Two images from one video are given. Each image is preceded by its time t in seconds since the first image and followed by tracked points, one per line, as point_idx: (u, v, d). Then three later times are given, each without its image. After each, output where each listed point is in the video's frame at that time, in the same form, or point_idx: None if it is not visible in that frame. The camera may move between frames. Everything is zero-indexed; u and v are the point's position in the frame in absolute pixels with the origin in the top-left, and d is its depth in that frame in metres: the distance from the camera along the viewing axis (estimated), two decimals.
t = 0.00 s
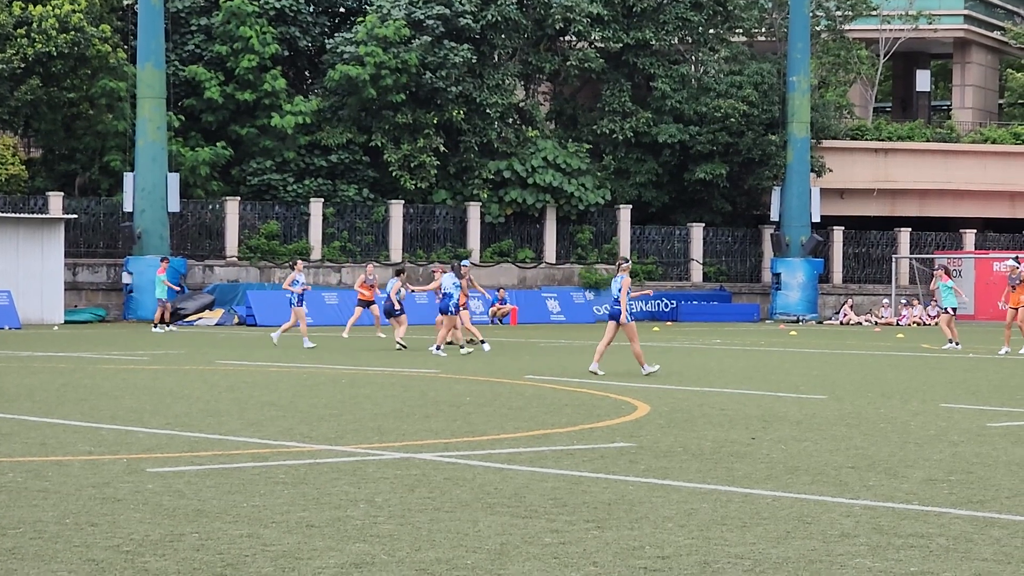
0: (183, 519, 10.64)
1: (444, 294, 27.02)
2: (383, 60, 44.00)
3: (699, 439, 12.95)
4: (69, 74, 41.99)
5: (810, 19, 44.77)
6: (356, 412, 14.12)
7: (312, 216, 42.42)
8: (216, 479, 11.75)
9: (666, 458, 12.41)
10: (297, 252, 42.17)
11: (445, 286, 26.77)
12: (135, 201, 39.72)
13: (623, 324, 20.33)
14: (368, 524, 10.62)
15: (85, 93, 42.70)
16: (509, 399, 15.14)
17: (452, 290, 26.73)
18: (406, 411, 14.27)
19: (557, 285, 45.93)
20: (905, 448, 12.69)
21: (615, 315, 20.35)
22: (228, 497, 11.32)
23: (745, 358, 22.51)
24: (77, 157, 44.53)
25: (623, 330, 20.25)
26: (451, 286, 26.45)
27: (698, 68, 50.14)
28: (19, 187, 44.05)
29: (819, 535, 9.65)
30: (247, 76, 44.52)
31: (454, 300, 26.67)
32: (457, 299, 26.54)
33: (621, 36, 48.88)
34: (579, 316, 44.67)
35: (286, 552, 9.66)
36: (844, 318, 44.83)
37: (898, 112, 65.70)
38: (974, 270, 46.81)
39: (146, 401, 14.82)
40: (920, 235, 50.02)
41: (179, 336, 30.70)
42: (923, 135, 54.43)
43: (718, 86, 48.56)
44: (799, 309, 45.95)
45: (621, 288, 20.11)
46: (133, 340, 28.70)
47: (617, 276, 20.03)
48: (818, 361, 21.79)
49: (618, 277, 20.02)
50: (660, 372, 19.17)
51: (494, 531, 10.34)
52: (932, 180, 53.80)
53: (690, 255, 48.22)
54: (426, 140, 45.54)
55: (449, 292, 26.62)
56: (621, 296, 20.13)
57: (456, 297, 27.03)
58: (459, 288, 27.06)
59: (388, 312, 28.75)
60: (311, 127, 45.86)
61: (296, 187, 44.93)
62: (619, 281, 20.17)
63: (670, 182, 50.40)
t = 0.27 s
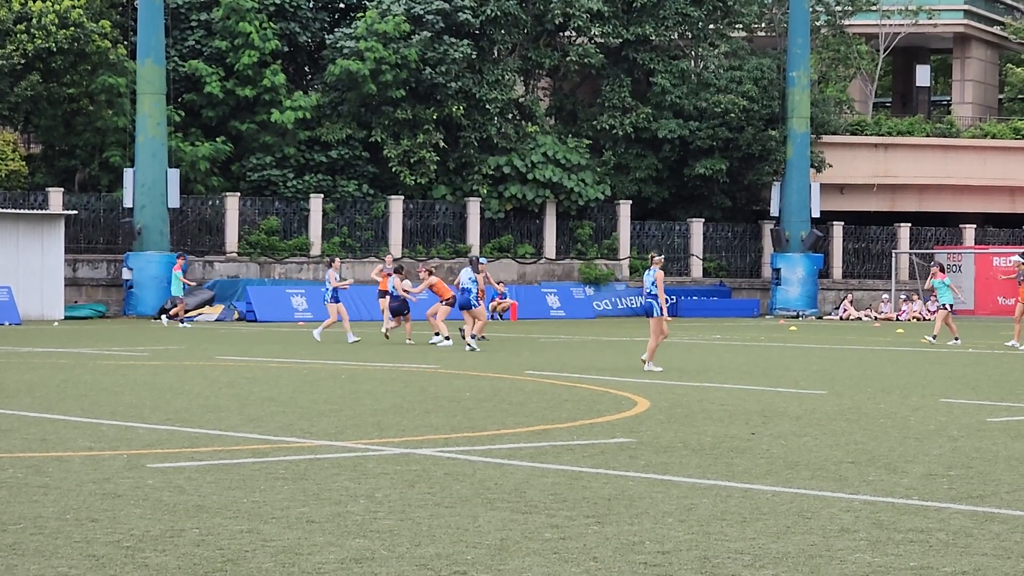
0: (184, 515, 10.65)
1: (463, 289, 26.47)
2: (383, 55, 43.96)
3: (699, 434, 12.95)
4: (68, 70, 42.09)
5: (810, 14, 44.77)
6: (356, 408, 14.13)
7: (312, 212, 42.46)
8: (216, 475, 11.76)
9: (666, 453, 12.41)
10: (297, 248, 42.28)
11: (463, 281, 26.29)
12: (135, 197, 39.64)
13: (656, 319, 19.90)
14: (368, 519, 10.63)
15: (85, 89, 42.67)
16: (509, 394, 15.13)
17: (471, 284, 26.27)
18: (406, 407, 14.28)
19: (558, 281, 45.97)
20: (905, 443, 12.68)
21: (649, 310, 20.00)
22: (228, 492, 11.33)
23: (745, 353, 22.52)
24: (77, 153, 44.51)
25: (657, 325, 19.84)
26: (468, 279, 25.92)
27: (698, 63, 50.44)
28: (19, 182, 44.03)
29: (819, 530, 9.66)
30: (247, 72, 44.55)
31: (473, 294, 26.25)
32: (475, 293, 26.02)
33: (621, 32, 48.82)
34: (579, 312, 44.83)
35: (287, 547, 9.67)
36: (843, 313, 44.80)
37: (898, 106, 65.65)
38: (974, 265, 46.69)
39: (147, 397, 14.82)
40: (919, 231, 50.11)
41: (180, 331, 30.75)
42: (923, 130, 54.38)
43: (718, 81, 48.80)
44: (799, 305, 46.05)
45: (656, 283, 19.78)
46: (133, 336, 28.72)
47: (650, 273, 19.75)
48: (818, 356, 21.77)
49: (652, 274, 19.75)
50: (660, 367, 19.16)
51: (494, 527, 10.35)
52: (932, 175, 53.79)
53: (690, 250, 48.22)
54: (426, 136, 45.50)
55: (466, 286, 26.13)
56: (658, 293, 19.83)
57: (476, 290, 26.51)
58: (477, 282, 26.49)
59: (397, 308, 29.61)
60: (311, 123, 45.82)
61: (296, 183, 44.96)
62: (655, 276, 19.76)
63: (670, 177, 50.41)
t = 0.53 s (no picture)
0: (185, 511, 10.66)
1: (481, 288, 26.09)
2: (384, 51, 43.94)
3: (700, 430, 12.94)
4: (70, 66, 42.04)
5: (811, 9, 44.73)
6: (357, 404, 14.14)
7: (313, 208, 42.52)
8: (217, 471, 11.77)
9: (667, 449, 12.40)
10: (298, 244, 42.35)
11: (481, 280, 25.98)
12: (136, 193, 39.62)
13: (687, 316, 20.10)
14: (369, 515, 10.64)
15: (86, 85, 42.66)
16: (510, 390, 15.12)
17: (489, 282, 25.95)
18: (407, 403, 14.29)
19: (559, 277, 45.94)
20: (906, 439, 12.68)
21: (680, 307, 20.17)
22: (230, 488, 11.34)
23: (747, 349, 22.52)
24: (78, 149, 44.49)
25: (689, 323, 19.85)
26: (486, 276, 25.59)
27: (699, 58, 50.17)
28: (20, 179, 44.01)
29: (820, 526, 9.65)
30: (248, 68, 44.53)
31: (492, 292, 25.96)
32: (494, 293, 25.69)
33: (622, 27, 48.79)
34: (579, 308, 44.39)
35: (288, 543, 9.68)
36: (845, 309, 44.83)
37: (899, 102, 65.57)
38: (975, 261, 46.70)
39: (147, 393, 14.82)
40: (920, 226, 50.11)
41: (180, 327, 30.75)
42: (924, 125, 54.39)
43: (718, 77, 48.47)
44: (800, 301, 46.06)
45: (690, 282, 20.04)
46: (134, 332, 28.75)
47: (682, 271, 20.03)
48: (819, 352, 21.74)
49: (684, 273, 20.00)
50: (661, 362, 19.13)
51: (495, 523, 10.35)
52: (933, 171, 53.75)
53: (691, 246, 48.15)
54: (427, 132, 45.48)
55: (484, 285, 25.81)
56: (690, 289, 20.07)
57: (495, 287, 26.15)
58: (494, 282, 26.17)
59: (381, 303, 29.26)
60: (312, 119, 45.79)
61: (297, 179, 44.90)
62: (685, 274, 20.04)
63: (670, 173, 50.38)
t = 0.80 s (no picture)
0: (188, 508, 10.67)
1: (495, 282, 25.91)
2: (386, 47, 43.89)
3: (703, 426, 12.93)
4: (72, 63, 41.88)
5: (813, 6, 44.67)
6: (359, 400, 14.14)
7: (315, 205, 42.63)
8: (220, 467, 11.78)
9: (670, 445, 12.40)
10: (301, 241, 42.42)
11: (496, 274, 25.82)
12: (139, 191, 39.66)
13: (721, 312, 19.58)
14: (372, 512, 10.65)
15: (89, 82, 42.62)
16: (513, 386, 15.13)
17: (503, 276, 25.87)
18: (410, 400, 14.28)
19: (561, 273, 45.88)
20: (909, 435, 12.67)
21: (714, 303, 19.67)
22: (233, 485, 11.36)
23: (750, 346, 22.50)
24: (80, 146, 44.57)
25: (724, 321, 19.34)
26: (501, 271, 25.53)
27: (701, 55, 50.18)
28: (23, 177, 44.01)
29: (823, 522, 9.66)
30: (250, 66, 44.48)
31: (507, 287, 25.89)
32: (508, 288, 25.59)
33: (624, 24, 48.75)
34: (582, 304, 44.32)
35: (291, 540, 9.69)
36: (846, 306, 44.92)
37: (900, 99, 65.49)
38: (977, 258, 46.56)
39: (150, 390, 14.84)
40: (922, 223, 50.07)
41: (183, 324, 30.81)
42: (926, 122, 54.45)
43: (720, 74, 48.55)
44: (802, 297, 45.98)
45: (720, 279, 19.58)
46: (137, 330, 28.77)
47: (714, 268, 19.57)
48: (822, 348, 21.75)
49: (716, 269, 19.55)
50: (664, 359, 19.14)
51: (498, 519, 10.36)
52: (935, 167, 53.73)
53: (693, 243, 48.19)
54: (429, 128, 45.48)
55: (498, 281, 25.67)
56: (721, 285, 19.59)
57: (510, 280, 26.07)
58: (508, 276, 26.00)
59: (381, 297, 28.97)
60: (314, 116, 46.00)
61: (299, 176, 44.86)
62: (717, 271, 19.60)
63: (672, 170, 50.33)
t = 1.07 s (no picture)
0: (191, 505, 10.69)
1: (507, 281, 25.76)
2: (388, 45, 43.92)
3: (705, 424, 12.93)
4: (75, 61, 41.94)
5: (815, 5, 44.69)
6: (361, 398, 14.15)
7: (317, 203, 42.64)
8: (223, 465, 11.80)
9: (672, 443, 12.40)
10: (303, 239, 42.31)
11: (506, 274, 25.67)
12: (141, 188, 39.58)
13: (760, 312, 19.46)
14: (375, 509, 10.66)
15: (91, 81, 42.67)
16: (516, 384, 15.13)
17: (514, 275, 25.79)
18: (413, 397, 14.29)
19: (563, 271, 45.85)
20: (911, 433, 12.66)
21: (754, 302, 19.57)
22: (237, 483, 11.36)
23: (753, 343, 22.51)
24: (83, 144, 44.58)
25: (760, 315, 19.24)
26: (511, 270, 25.44)
27: (703, 53, 50.22)
28: (25, 175, 43.99)
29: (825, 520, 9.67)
30: (253, 64, 44.47)
31: (518, 285, 25.81)
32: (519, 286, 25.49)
33: (626, 22, 48.77)
34: (584, 301, 44.34)
35: (295, 538, 9.69)
36: (850, 304, 44.80)
37: (902, 96, 65.49)
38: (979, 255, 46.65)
39: (152, 388, 14.85)
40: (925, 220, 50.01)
41: (186, 322, 30.85)
42: (927, 120, 54.40)
43: (723, 71, 48.76)
44: (805, 295, 45.86)
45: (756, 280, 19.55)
46: (139, 327, 28.81)
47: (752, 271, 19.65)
48: (824, 346, 21.75)
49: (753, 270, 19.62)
50: (667, 357, 19.14)
51: (501, 517, 10.37)
52: (937, 164, 53.75)
53: (696, 240, 48.35)
54: (431, 126, 45.44)
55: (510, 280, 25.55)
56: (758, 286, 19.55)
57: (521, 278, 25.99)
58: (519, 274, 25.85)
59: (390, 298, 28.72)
60: (316, 113, 45.80)
61: (301, 174, 44.90)
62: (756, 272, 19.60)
63: (675, 168, 50.30)
